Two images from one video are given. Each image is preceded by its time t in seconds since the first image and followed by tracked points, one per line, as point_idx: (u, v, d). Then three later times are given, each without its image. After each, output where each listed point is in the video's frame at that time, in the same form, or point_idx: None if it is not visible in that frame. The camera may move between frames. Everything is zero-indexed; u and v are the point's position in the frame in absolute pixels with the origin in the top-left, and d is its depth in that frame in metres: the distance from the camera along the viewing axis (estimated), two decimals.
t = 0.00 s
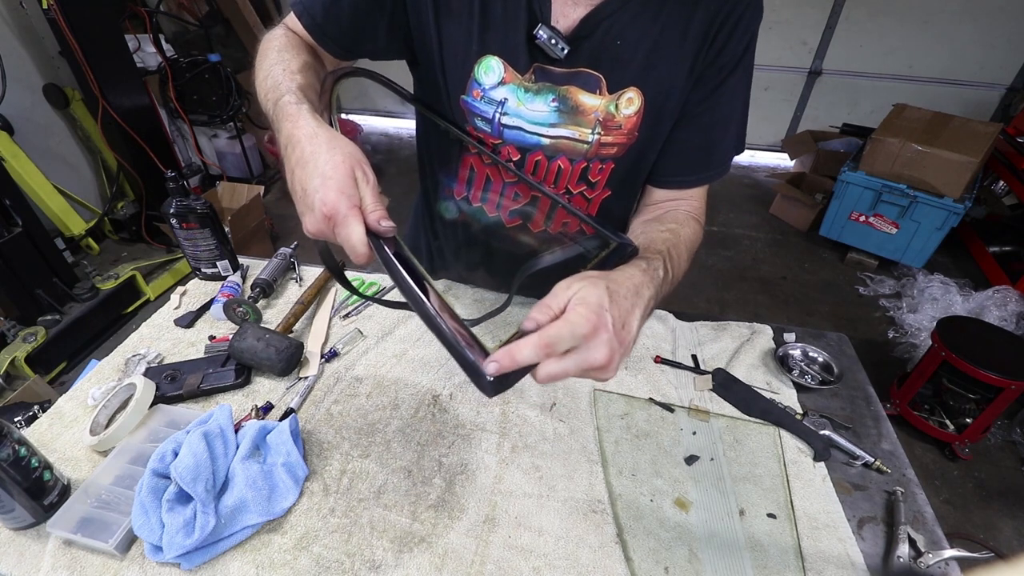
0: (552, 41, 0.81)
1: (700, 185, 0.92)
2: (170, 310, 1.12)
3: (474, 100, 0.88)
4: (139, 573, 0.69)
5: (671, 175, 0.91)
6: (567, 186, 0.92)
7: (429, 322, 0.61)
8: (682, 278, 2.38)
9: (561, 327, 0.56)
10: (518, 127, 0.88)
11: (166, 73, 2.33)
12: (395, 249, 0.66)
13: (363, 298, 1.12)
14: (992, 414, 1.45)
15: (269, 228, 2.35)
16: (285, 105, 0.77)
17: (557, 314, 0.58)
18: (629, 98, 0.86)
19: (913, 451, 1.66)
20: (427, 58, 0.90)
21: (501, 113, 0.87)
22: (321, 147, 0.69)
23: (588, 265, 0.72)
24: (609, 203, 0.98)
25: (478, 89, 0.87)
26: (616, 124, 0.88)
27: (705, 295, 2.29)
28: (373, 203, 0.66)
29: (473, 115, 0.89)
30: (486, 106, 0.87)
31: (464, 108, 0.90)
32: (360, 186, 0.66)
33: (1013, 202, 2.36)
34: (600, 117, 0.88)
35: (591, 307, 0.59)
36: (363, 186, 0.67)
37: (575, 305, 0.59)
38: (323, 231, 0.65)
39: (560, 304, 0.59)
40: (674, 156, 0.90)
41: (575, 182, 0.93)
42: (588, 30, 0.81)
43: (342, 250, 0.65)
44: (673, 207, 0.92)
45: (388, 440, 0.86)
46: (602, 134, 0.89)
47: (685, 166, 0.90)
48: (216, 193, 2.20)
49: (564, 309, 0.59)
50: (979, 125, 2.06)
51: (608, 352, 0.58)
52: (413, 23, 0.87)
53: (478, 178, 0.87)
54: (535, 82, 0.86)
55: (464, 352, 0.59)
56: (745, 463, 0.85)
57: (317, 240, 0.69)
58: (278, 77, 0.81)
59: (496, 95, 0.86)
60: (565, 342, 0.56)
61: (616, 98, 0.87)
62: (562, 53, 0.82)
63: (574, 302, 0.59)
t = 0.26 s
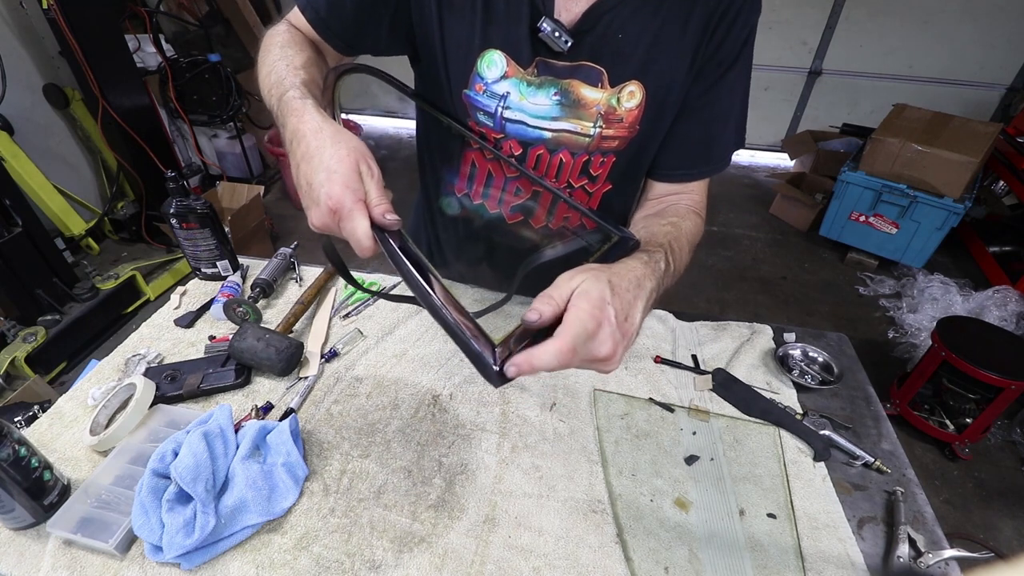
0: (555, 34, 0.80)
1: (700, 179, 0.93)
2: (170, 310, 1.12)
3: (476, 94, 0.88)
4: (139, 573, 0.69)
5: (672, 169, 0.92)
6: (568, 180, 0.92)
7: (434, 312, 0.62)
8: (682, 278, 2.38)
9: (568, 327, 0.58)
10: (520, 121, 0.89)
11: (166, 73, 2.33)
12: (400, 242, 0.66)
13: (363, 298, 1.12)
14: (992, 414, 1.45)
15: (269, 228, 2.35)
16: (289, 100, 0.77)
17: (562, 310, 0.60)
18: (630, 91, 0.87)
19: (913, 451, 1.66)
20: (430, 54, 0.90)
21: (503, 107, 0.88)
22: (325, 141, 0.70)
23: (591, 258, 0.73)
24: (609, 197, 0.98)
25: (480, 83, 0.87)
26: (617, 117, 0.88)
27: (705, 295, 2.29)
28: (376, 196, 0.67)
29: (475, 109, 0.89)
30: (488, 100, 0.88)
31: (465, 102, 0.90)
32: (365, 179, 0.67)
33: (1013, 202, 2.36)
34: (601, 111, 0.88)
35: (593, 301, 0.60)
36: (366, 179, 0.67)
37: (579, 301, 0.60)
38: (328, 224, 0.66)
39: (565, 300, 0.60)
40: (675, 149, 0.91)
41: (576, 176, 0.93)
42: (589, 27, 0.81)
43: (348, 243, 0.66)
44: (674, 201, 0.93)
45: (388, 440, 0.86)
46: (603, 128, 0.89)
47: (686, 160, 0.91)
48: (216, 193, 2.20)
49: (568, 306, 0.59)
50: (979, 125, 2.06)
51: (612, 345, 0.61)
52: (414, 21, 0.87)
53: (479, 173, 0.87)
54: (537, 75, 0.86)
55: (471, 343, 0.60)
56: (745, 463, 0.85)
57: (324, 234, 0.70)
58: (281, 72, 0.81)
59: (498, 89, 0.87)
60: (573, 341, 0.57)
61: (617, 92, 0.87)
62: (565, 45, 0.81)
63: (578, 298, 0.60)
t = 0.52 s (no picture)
0: (559, 29, 0.80)
1: (700, 174, 0.93)
2: (170, 310, 1.12)
3: (478, 90, 0.88)
4: (139, 573, 0.69)
5: (671, 164, 0.93)
6: (569, 176, 0.91)
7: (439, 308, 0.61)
8: (682, 278, 2.38)
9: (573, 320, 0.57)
10: (522, 117, 0.88)
11: (165, 73, 2.33)
12: (404, 237, 0.65)
13: (363, 298, 1.12)
14: (992, 413, 1.45)
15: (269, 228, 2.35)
16: (293, 96, 0.77)
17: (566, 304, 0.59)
18: (632, 86, 0.86)
19: (913, 451, 1.66)
20: (432, 51, 0.90)
21: (505, 103, 0.87)
22: (329, 136, 0.70)
23: (594, 252, 0.73)
24: (610, 193, 0.97)
25: (482, 79, 0.86)
26: (619, 112, 0.88)
27: (705, 295, 2.29)
28: (381, 190, 0.67)
29: (477, 104, 0.89)
30: (490, 96, 0.87)
31: (468, 99, 0.90)
32: (370, 174, 0.67)
33: (1013, 202, 2.37)
34: (603, 105, 0.88)
35: (597, 294, 0.60)
36: (371, 175, 0.68)
37: (582, 294, 0.60)
38: (333, 220, 0.67)
39: (569, 293, 0.60)
40: (675, 144, 0.92)
41: (578, 172, 0.92)
42: (591, 20, 0.81)
43: (352, 238, 0.66)
44: (675, 196, 0.93)
45: (388, 440, 0.86)
46: (605, 122, 0.89)
47: (686, 155, 0.91)
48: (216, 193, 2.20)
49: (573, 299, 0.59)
50: (979, 125, 2.06)
51: (616, 338, 0.61)
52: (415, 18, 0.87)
53: (481, 168, 0.87)
54: (540, 71, 0.85)
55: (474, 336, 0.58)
56: (745, 463, 0.85)
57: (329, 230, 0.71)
58: (285, 69, 0.81)
59: (501, 85, 0.86)
60: (579, 335, 0.57)
61: (619, 86, 0.86)
62: (569, 40, 0.81)
63: (581, 292, 0.60)
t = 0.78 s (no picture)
0: (560, 26, 0.80)
1: (700, 168, 0.94)
2: (171, 310, 1.12)
3: (480, 88, 0.88)
4: (139, 573, 0.69)
5: (671, 159, 0.93)
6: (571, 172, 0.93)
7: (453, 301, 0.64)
8: (682, 278, 2.38)
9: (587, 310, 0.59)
10: (524, 114, 0.88)
11: (165, 73, 2.33)
12: (412, 232, 0.68)
13: (363, 298, 1.12)
14: (992, 413, 1.45)
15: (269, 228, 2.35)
16: (297, 95, 0.77)
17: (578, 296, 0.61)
18: (633, 82, 0.86)
19: (913, 451, 1.66)
20: (434, 50, 0.89)
21: (508, 100, 0.88)
22: (336, 135, 0.70)
23: (599, 246, 0.73)
24: (610, 188, 0.98)
25: (485, 77, 0.87)
26: (620, 108, 0.88)
27: (705, 295, 2.29)
28: (388, 187, 0.67)
29: (479, 102, 0.89)
30: (493, 93, 0.87)
31: (470, 97, 0.90)
32: (376, 172, 0.68)
33: (1013, 202, 2.37)
34: (604, 101, 0.88)
35: (608, 285, 0.61)
36: (378, 172, 0.68)
37: (593, 286, 0.61)
38: (341, 217, 0.67)
39: (581, 285, 0.61)
40: (675, 140, 0.92)
41: (580, 167, 0.93)
42: (592, 18, 0.81)
43: (360, 235, 0.67)
44: (676, 190, 0.94)
45: (388, 440, 0.86)
46: (606, 118, 0.89)
47: (686, 150, 0.92)
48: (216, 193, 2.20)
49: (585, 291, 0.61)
50: (979, 125, 2.06)
51: (628, 329, 0.62)
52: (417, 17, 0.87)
53: (484, 165, 0.87)
54: (541, 67, 0.86)
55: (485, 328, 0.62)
56: (745, 463, 0.85)
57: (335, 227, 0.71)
58: (288, 70, 0.81)
59: (502, 83, 0.86)
60: (592, 324, 0.58)
61: (620, 82, 0.86)
62: (571, 36, 0.81)
63: (593, 284, 0.61)
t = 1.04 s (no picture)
0: (560, 25, 0.80)
1: (701, 166, 0.94)
2: (170, 310, 1.12)
3: (481, 88, 0.88)
4: (139, 573, 0.69)
5: (672, 158, 0.93)
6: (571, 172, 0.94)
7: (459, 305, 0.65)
8: (682, 278, 2.38)
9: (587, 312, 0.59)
10: (525, 113, 0.89)
11: (165, 73, 2.32)
12: (415, 233, 0.68)
13: (363, 298, 1.12)
14: (992, 414, 1.45)
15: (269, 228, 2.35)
16: (299, 97, 0.78)
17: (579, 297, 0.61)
18: (632, 80, 0.86)
19: (913, 451, 1.66)
20: (433, 50, 0.89)
21: (508, 100, 0.88)
22: (338, 136, 0.71)
23: (601, 247, 0.73)
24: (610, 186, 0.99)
25: (485, 77, 0.86)
26: (619, 106, 0.88)
27: (705, 295, 2.29)
28: (391, 187, 0.67)
29: (480, 102, 0.89)
30: (493, 93, 0.87)
31: (471, 97, 0.90)
32: (379, 173, 0.68)
33: (1013, 202, 2.37)
34: (604, 100, 0.87)
35: (611, 289, 0.61)
36: (381, 173, 0.68)
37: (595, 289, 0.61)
38: (345, 219, 0.67)
39: (584, 286, 0.61)
40: (675, 138, 0.92)
41: (579, 167, 0.94)
42: (592, 17, 0.81)
43: (364, 237, 0.67)
44: (677, 189, 0.94)
45: (388, 440, 0.86)
46: (605, 117, 0.89)
47: (687, 149, 0.92)
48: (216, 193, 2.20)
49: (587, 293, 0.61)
50: (979, 125, 2.06)
51: (628, 334, 0.61)
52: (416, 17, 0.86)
53: (484, 165, 0.87)
54: (541, 67, 0.85)
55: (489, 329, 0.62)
56: (745, 463, 0.85)
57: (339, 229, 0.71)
58: (289, 72, 0.81)
59: (503, 82, 0.86)
60: (591, 326, 0.58)
61: (619, 81, 0.86)
62: (570, 35, 0.81)
63: (595, 286, 0.61)
